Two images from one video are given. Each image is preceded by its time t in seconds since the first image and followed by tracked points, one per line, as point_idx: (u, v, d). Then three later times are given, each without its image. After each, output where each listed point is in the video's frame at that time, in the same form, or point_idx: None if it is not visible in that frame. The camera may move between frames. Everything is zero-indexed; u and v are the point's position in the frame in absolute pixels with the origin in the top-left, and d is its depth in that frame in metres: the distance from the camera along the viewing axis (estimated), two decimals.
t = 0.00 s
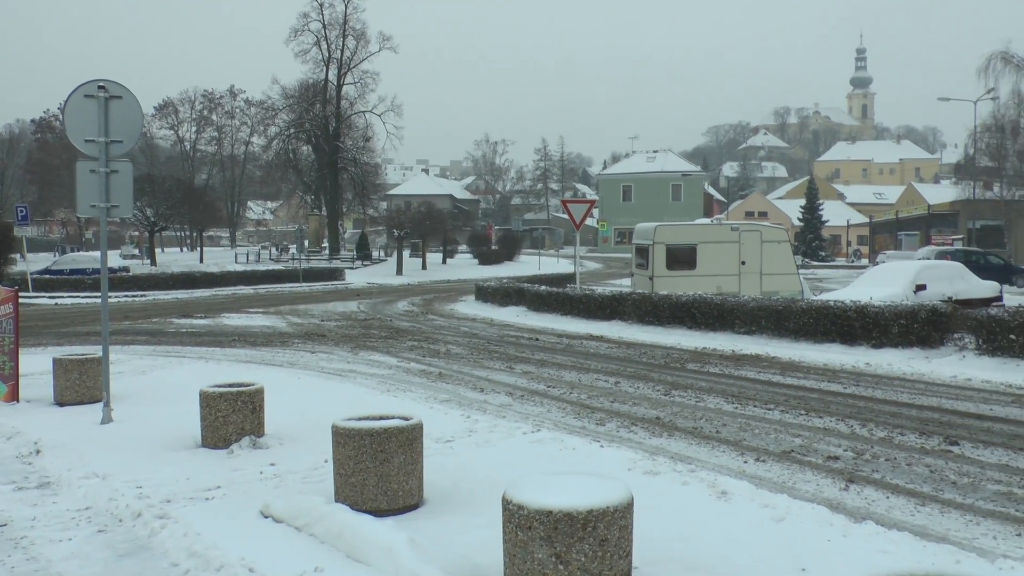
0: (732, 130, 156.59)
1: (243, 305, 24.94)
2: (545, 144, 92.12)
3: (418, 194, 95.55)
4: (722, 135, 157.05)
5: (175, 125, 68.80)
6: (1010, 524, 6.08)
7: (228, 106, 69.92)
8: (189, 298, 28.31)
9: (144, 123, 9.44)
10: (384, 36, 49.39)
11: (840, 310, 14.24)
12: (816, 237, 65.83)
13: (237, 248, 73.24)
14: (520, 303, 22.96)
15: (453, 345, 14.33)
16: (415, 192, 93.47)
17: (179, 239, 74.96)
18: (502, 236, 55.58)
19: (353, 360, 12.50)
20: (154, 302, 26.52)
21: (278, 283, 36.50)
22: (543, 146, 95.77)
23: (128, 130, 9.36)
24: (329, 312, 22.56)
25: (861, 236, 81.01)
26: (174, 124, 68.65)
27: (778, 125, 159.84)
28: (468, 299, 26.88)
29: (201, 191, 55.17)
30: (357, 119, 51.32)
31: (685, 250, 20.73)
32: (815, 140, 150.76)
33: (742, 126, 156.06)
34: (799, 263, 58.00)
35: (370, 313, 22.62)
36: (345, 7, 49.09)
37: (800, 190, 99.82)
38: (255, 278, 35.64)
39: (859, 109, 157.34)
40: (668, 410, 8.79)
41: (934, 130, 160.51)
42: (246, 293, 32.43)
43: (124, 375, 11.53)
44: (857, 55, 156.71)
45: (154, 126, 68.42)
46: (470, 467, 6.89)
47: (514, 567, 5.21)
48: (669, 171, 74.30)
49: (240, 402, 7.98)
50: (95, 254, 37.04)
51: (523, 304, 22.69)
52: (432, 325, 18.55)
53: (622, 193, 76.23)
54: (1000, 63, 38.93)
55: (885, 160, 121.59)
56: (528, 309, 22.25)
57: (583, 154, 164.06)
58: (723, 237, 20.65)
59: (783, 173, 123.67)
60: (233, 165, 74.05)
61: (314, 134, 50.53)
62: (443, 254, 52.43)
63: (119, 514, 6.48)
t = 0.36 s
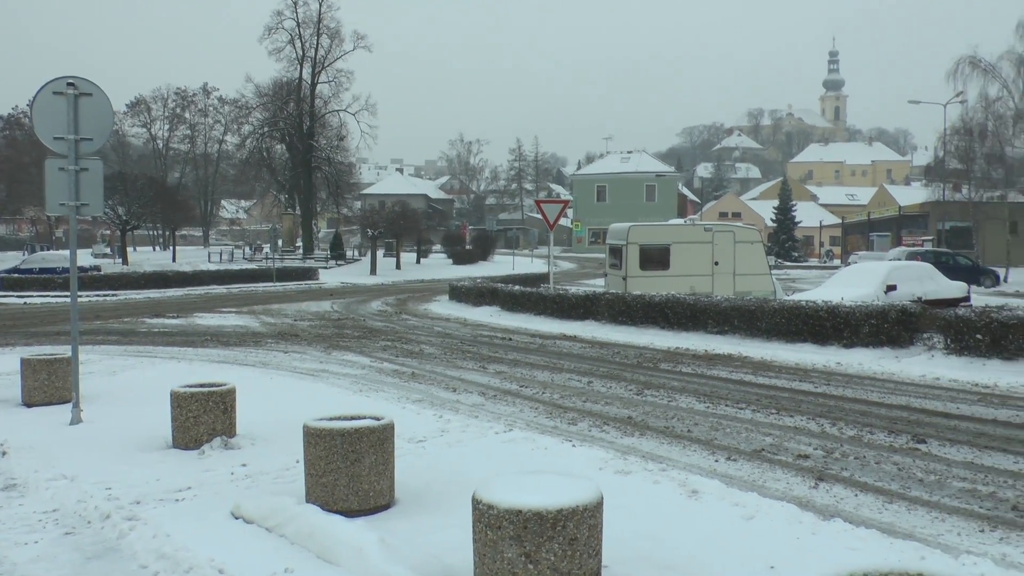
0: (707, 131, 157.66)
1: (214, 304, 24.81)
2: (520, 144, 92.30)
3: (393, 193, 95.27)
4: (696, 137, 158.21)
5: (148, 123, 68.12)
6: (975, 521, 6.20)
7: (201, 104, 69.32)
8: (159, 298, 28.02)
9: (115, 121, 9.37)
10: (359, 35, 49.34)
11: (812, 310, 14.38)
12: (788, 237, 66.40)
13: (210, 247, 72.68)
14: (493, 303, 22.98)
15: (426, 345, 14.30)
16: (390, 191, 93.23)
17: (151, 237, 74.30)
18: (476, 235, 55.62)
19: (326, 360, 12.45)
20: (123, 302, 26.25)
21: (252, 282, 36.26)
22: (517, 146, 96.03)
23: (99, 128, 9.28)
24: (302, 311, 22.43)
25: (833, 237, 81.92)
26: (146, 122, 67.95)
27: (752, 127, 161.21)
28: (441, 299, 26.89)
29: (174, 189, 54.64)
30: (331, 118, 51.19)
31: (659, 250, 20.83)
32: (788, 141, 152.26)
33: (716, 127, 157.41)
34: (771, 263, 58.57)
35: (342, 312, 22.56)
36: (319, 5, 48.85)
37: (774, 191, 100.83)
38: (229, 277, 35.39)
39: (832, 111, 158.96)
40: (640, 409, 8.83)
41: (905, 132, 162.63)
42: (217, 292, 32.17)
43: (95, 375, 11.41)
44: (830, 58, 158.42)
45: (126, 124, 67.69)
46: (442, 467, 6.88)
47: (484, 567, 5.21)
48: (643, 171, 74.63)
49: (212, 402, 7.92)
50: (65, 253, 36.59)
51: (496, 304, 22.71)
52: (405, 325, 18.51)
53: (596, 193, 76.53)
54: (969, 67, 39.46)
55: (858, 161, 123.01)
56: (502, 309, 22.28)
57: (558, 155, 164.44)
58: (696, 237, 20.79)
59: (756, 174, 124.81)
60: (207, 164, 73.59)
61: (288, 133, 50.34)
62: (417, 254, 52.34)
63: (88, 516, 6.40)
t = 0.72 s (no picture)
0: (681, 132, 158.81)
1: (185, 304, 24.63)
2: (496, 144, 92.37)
3: (368, 192, 94.87)
4: (671, 138, 159.21)
5: (120, 120, 67.36)
6: (942, 518, 6.30)
7: (174, 101, 68.66)
8: (128, 297, 27.67)
9: (84, 117, 9.27)
10: (333, 34, 49.13)
11: (784, 311, 14.50)
12: (762, 238, 66.95)
13: (183, 247, 72.03)
14: (467, 302, 22.96)
15: (400, 344, 14.26)
16: (366, 190, 92.89)
17: (122, 236, 73.47)
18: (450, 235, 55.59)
19: (300, 359, 12.39)
20: (90, 301, 25.92)
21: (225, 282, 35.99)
22: (492, 146, 96.21)
23: (68, 123, 9.17)
24: (275, 311, 22.28)
25: (806, 237, 82.77)
26: (118, 119, 67.17)
27: (726, 128, 162.52)
28: (414, 299, 26.83)
29: (146, 187, 54.05)
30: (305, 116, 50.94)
31: (632, 251, 20.91)
32: (762, 143, 153.62)
33: (690, 128, 158.52)
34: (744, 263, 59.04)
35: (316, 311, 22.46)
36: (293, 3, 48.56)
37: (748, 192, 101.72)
38: (201, 276, 35.11)
39: (805, 113, 160.48)
40: (613, 409, 8.86)
41: (877, 134, 164.65)
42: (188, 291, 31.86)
43: (65, 375, 11.26)
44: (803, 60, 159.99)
45: (98, 121, 66.85)
46: (414, 467, 6.87)
47: (453, 567, 5.20)
48: (617, 172, 74.87)
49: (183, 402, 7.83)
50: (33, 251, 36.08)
51: (470, 303, 22.70)
52: (379, 325, 18.44)
53: (570, 193, 76.69)
54: (938, 70, 39.96)
55: (830, 163, 124.40)
56: (476, 309, 22.27)
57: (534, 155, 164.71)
58: (670, 237, 20.91)
59: (730, 175, 125.85)
60: (180, 162, 73.00)
61: (261, 131, 49.99)
62: (391, 253, 52.18)
63: (56, 518, 6.31)
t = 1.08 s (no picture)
0: (656, 132, 159.69)
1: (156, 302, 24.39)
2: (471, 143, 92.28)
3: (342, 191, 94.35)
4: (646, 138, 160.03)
5: (92, 117, 66.49)
6: (910, 515, 6.39)
7: (146, 98, 67.88)
8: (98, 296, 27.28)
9: (53, 112, 9.16)
10: (308, 32, 48.88)
11: (757, 310, 14.61)
12: (736, 238, 67.44)
13: (156, 246, 71.30)
14: (442, 302, 22.92)
15: (374, 344, 14.21)
16: (340, 189, 92.40)
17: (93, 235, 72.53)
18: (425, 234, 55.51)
19: (274, 359, 12.30)
20: (58, 300, 25.58)
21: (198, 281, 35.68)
22: (467, 146, 96.16)
23: (35, 120, 9.05)
24: (249, 311, 22.07)
25: (780, 238, 83.60)
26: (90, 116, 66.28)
27: (701, 129, 163.66)
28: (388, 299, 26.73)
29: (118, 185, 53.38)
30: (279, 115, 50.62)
31: (607, 251, 20.98)
32: (737, 143, 154.85)
33: (665, 128, 159.51)
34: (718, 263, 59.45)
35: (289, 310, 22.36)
36: None
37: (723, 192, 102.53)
38: (174, 275, 34.75)
39: (779, 114, 161.94)
40: (586, 408, 8.88)
41: (850, 136, 166.47)
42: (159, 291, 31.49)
43: (33, 376, 11.09)
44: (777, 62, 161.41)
45: (69, 118, 65.90)
46: (386, 467, 6.85)
47: (424, 566, 5.19)
48: (592, 172, 75.07)
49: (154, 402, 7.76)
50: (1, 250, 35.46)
51: (445, 303, 22.67)
52: (353, 324, 18.37)
53: (545, 193, 76.79)
54: (909, 73, 40.37)
55: (804, 164, 125.70)
56: (450, 308, 22.22)
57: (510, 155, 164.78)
58: (644, 238, 21.00)
59: (705, 176, 126.78)
60: (153, 160, 72.29)
61: (236, 129, 49.57)
62: (365, 252, 51.98)
63: (23, 521, 6.22)
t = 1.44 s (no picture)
0: (632, 132, 160.35)
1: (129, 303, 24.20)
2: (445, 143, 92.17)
3: (316, 190, 93.77)
4: (620, 138, 160.62)
5: (63, 116, 65.64)
6: (880, 512, 6.46)
7: (119, 96, 67.09)
8: (68, 298, 26.92)
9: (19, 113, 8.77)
10: (281, 30, 48.60)
11: (731, 310, 14.70)
12: (710, 237, 67.85)
13: (128, 245, 70.53)
14: (416, 301, 22.89)
15: (348, 344, 14.17)
16: (315, 189, 91.79)
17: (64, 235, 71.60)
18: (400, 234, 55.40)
19: (247, 360, 12.22)
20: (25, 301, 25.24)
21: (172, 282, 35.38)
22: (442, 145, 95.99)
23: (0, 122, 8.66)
24: (224, 311, 21.92)
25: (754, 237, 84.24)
26: (61, 115, 65.42)
27: (675, 129, 164.71)
28: (362, 299, 26.63)
29: (90, 184, 52.73)
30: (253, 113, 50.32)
31: (581, 251, 21.02)
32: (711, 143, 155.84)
33: (639, 128, 160.23)
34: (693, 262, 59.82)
35: (263, 311, 22.26)
36: None
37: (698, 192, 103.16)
38: (146, 275, 34.39)
39: (753, 115, 163.13)
40: (560, 407, 8.90)
41: (824, 136, 168.10)
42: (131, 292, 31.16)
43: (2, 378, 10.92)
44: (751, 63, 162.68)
45: (39, 116, 65.00)
46: (360, 467, 6.83)
47: (396, 567, 5.17)
48: (566, 172, 75.21)
49: (125, 404, 7.67)
50: None
51: (419, 303, 22.63)
52: (327, 324, 18.33)
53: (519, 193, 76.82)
54: (881, 75, 40.78)
55: (778, 164, 126.78)
56: (425, 309, 22.17)
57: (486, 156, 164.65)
58: (618, 237, 21.08)
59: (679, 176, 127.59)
60: (126, 159, 71.54)
61: (209, 128, 49.15)
62: (340, 252, 51.74)
63: None
